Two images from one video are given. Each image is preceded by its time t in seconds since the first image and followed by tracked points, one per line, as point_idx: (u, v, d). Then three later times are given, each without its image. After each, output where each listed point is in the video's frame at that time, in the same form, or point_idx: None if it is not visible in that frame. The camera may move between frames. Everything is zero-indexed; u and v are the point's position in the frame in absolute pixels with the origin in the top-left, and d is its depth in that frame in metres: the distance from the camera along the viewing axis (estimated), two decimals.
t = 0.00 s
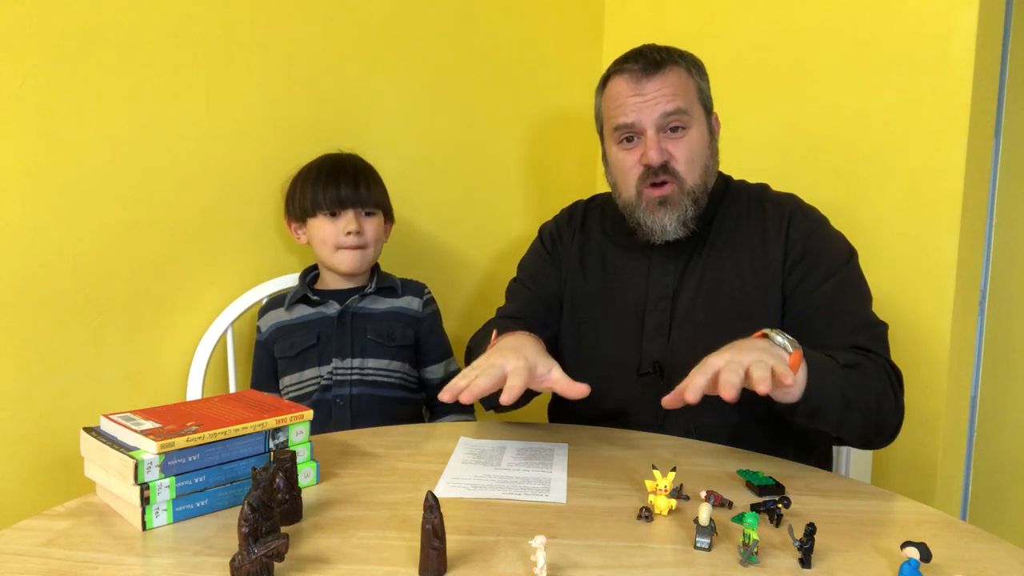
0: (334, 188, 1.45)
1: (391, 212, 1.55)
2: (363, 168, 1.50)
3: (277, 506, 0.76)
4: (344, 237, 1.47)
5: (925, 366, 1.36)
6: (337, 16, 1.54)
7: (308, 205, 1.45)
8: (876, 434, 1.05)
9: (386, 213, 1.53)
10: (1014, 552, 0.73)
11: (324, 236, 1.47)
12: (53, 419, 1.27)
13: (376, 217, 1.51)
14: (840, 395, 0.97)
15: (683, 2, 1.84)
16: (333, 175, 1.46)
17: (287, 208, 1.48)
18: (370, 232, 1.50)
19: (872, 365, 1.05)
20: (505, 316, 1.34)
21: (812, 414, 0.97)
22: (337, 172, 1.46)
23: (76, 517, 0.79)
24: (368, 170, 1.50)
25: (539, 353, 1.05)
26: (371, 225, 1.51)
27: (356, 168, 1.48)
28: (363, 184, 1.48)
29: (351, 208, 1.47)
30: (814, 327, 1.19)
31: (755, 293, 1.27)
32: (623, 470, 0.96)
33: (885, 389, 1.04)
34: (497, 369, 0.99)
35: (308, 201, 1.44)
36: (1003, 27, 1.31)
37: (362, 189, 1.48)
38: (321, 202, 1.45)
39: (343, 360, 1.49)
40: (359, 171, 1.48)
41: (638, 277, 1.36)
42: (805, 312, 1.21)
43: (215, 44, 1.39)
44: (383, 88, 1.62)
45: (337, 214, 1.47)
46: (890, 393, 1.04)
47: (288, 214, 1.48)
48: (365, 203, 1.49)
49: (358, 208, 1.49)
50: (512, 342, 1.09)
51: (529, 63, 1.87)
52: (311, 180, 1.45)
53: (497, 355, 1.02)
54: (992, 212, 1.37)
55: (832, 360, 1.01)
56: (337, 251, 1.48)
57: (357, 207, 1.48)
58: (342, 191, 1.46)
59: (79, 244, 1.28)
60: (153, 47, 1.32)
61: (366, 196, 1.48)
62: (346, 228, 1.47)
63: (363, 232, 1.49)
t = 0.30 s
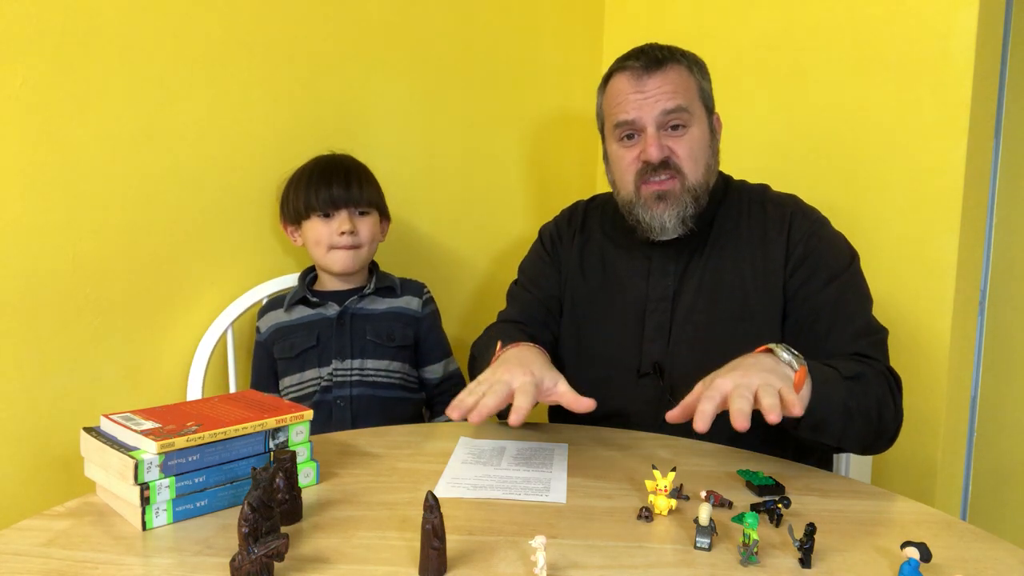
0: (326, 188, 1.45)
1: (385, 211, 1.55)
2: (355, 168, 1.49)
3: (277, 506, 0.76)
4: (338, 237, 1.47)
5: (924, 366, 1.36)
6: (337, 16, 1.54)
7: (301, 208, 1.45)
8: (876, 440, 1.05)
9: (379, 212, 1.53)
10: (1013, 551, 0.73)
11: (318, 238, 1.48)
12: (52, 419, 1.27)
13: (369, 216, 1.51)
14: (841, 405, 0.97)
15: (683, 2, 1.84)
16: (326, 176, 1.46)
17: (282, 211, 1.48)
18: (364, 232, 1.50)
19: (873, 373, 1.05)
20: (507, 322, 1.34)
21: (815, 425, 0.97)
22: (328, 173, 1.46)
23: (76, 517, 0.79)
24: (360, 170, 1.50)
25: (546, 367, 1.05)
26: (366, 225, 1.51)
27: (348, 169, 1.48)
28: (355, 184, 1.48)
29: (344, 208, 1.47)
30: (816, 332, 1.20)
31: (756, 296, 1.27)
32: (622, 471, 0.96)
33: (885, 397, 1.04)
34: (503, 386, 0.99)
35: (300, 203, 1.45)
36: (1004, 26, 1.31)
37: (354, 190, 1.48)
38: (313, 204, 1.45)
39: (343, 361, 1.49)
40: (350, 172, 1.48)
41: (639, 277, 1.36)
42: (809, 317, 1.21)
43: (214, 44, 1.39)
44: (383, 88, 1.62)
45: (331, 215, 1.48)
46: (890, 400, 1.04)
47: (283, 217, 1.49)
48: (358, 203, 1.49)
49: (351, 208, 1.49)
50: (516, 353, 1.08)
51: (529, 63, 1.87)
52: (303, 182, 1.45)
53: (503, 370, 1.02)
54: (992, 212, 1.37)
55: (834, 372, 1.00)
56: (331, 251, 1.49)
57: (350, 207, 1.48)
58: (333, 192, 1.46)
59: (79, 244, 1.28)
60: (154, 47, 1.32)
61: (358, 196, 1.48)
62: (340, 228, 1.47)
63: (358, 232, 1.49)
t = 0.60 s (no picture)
0: (321, 191, 1.45)
1: (383, 212, 1.55)
2: (350, 169, 1.49)
3: (277, 506, 0.76)
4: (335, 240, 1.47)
5: (924, 366, 1.36)
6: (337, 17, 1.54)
7: (298, 211, 1.45)
8: (877, 438, 1.06)
9: (376, 214, 1.53)
10: (1014, 552, 0.73)
11: (316, 242, 1.48)
12: (52, 419, 1.27)
13: (366, 219, 1.51)
14: (839, 392, 0.99)
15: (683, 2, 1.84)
16: (321, 178, 1.46)
17: (280, 215, 1.48)
18: (361, 234, 1.50)
19: (876, 366, 1.05)
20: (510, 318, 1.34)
21: (813, 411, 0.99)
22: (324, 176, 1.46)
23: (76, 517, 0.79)
24: (355, 172, 1.50)
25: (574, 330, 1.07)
26: (363, 227, 1.51)
27: (343, 171, 1.48)
28: (350, 186, 1.48)
29: (340, 211, 1.47)
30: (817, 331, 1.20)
31: (757, 295, 1.27)
32: (623, 471, 0.96)
33: (887, 389, 1.05)
34: (536, 348, 1.03)
35: (296, 206, 1.45)
36: (1003, 26, 1.31)
37: (350, 192, 1.48)
38: (309, 207, 1.45)
39: (343, 364, 1.49)
40: (345, 174, 1.48)
41: (640, 276, 1.36)
42: (811, 317, 1.21)
43: (214, 44, 1.39)
44: (383, 88, 1.62)
45: (327, 218, 1.48)
46: (892, 396, 1.05)
47: (280, 220, 1.49)
48: (354, 205, 1.49)
49: (347, 211, 1.49)
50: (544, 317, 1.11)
51: (529, 63, 1.87)
52: (299, 185, 1.45)
53: (532, 331, 1.06)
54: (992, 212, 1.37)
55: (834, 364, 1.01)
56: (330, 257, 1.49)
57: (346, 210, 1.48)
58: (329, 195, 1.45)
59: (80, 244, 1.28)
60: (154, 47, 1.32)
61: (354, 198, 1.48)
62: (337, 231, 1.47)
63: (355, 235, 1.49)
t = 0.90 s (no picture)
0: (315, 192, 1.44)
1: (378, 211, 1.55)
2: (344, 170, 1.49)
3: (277, 506, 0.76)
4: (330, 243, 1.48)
5: (925, 365, 1.36)
6: (337, 16, 1.54)
7: (292, 213, 1.45)
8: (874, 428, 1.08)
9: (371, 214, 1.53)
10: (1013, 552, 0.73)
11: (312, 244, 1.49)
12: (52, 419, 1.27)
13: (360, 220, 1.52)
14: (842, 364, 1.00)
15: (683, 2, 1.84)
16: (315, 179, 1.45)
17: (274, 217, 1.48)
18: (355, 235, 1.51)
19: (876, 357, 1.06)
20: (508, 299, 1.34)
21: (812, 376, 0.99)
22: (318, 177, 1.46)
23: (76, 517, 0.79)
24: (349, 172, 1.50)
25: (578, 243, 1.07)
26: (358, 228, 1.51)
27: (338, 172, 1.48)
28: (344, 187, 1.48)
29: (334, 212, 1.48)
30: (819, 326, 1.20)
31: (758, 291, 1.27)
32: (621, 471, 0.96)
33: (885, 380, 1.06)
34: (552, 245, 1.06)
35: (291, 208, 1.45)
36: (1004, 26, 1.31)
37: (344, 193, 1.48)
38: (304, 209, 1.45)
39: (339, 364, 1.49)
40: (339, 175, 1.48)
41: (640, 273, 1.36)
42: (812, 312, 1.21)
43: (215, 44, 1.39)
44: (383, 88, 1.62)
45: (322, 220, 1.48)
46: (891, 385, 1.06)
47: (276, 221, 1.49)
48: (349, 207, 1.49)
49: (342, 212, 1.49)
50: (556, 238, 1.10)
51: (530, 63, 1.87)
52: (293, 187, 1.45)
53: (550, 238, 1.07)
54: (992, 212, 1.37)
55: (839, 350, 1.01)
56: (327, 259, 1.50)
57: (341, 211, 1.49)
58: (323, 197, 1.46)
59: (80, 244, 1.28)
60: (154, 47, 1.32)
61: (348, 198, 1.48)
62: (332, 234, 1.48)
63: (350, 236, 1.50)
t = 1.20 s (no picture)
0: (311, 193, 1.45)
1: (376, 211, 1.55)
2: (340, 171, 1.49)
3: (277, 506, 0.76)
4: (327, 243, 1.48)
5: (925, 365, 1.36)
6: (337, 17, 1.54)
7: (290, 215, 1.45)
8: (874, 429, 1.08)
9: (369, 214, 1.53)
10: (1013, 551, 0.73)
11: (310, 245, 1.49)
12: (52, 419, 1.27)
13: (358, 220, 1.51)
14: (842, 366, 1.00)
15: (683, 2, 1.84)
16: (311, 180, 1.45)
17: (272, 218, 1.48)
18: (353, 236, 1.51)
19: (876, 359, 1.07)
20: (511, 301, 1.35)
21: (810, 380, 0.99)
22: (314, 178, 1.46)
23: (76, 517, 0.79)
24: (345, 172, 1.50)
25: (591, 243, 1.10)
26: (356, 228, 1.51)
27: (334, 172, 1.48)
28: (340, 187, 1.48)
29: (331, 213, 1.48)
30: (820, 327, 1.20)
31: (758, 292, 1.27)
32: (621, 471, 0.96)
33: (885, 381, 1.06)
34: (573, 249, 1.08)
35: (288, 210, 1.45)
36: (1004, 27, 1.31)
37: (340, 193, 1.47)
38: (300, 210, 1.45)
39: (340, 362, 1.49)
40: (335, 175, 1.48)
41: (641, 274, 1.36)
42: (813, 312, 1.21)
43: (215, 44, 1.39)
44: (382, 88, 1.62)
45: (319, 221, 1.48)
46: (890, 387, 1.06)
47: (273, 224, 1.49)
48: (345, 207, 1.49)
49: (339, 213, 1.49)
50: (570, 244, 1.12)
51: (530, 63, 1.87)
52: (290, 188, 1.45)
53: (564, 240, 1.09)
54: (992, 212, 1.37)
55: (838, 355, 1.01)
56: (325, 260, 1.50)
57: (337, 211, 1.49)
58: (319, 198, 1.45)
59: (79, 244, 1.28)
60: (154, 47, 1.32)
61: (345, 198, 1.48)
62: (330, 235, 1.48)
63: (348, 236, 1.50)
